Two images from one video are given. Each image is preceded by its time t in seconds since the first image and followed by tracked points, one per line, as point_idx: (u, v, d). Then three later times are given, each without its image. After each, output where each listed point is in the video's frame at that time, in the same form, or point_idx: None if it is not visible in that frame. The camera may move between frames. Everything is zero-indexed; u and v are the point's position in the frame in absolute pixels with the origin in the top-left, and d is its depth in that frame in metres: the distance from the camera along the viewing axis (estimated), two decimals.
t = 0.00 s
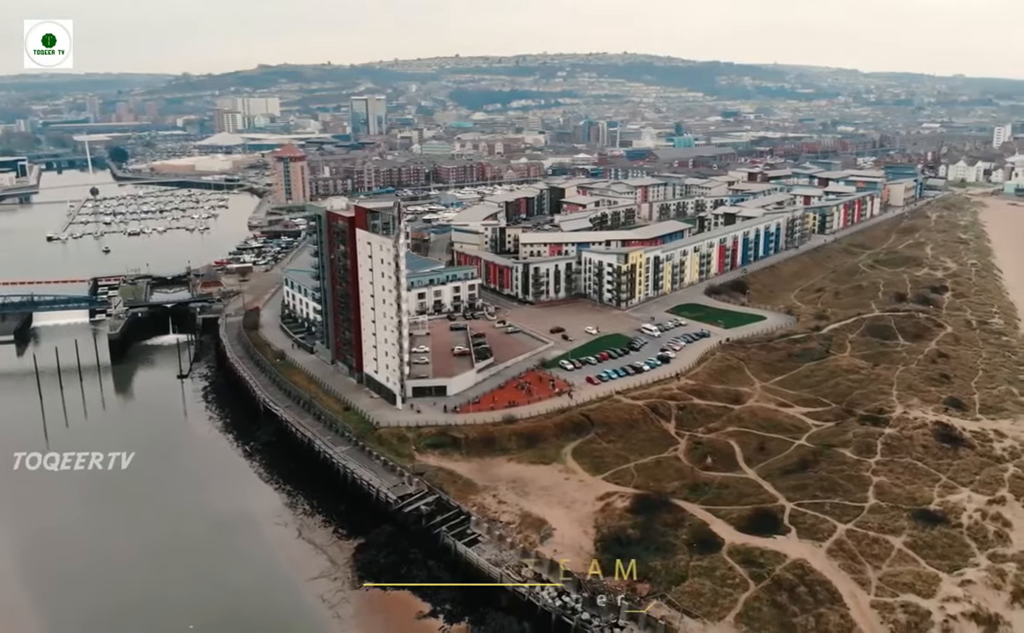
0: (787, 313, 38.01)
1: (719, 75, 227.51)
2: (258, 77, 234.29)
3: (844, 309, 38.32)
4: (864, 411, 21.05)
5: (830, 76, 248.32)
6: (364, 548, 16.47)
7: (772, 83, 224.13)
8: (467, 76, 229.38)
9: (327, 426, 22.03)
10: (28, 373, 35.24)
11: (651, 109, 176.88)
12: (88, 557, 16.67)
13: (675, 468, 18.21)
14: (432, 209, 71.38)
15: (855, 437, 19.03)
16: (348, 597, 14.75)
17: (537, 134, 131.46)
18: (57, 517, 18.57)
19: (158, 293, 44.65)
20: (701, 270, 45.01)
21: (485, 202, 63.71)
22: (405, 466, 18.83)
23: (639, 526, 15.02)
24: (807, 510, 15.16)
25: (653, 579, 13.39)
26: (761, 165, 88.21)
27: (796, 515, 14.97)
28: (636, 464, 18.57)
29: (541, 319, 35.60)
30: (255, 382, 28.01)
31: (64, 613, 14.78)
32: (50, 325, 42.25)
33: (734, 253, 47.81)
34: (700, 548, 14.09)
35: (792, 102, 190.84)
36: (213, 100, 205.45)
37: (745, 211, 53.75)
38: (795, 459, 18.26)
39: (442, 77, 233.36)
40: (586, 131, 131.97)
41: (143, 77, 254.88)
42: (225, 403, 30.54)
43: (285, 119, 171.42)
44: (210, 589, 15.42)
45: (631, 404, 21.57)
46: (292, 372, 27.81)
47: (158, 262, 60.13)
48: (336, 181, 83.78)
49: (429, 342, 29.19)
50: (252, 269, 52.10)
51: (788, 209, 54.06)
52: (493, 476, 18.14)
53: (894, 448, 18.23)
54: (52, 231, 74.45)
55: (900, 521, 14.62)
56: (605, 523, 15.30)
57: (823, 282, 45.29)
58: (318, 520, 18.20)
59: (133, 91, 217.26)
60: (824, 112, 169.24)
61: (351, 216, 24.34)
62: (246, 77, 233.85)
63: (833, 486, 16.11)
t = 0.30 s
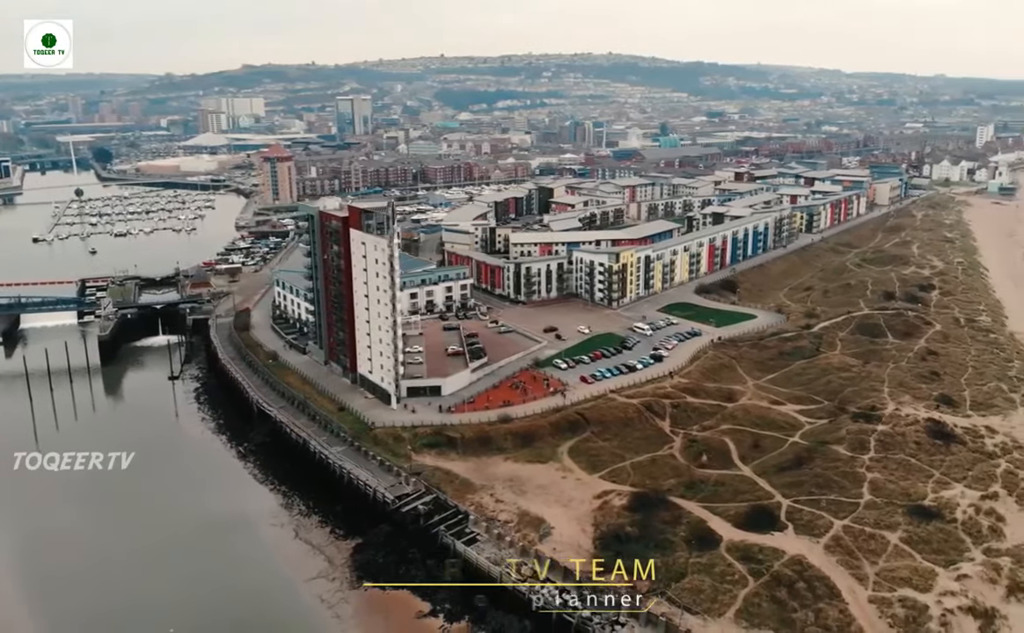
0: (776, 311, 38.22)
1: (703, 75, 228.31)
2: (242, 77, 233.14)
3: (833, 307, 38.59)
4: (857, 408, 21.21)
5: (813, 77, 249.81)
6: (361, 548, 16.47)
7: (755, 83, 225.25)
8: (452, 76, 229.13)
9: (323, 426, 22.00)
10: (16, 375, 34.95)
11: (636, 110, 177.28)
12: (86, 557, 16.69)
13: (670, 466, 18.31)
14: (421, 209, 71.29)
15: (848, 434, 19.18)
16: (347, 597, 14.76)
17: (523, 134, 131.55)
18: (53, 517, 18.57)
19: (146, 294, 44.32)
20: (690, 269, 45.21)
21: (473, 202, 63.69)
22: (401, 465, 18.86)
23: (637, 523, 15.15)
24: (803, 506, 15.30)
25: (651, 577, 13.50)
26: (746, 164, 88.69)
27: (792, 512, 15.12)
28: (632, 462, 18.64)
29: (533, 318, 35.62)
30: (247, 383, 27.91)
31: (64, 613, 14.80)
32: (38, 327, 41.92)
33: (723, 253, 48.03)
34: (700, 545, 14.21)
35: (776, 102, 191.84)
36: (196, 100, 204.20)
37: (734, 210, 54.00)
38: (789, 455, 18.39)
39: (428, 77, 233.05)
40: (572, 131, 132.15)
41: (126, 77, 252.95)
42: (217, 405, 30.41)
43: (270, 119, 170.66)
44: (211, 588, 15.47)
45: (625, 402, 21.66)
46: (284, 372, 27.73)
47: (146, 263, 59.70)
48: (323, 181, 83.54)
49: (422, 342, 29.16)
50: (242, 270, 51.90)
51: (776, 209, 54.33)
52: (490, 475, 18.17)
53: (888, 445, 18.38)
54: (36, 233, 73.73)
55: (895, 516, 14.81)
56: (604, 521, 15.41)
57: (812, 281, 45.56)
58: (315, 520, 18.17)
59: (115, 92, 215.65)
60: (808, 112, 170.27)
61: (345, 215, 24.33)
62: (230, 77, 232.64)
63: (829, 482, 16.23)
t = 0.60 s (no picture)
0: (765, 310, 38.46)
1: (685, 75, 229.33)
2: (224, 77, 231.75)
3: (821, 305, 38.89)
4: (849, 404, 21.40)
5: (794, 77, 251.31)
6: (359, 548, 16.44)
7: (737, 83, 226.35)
8: (435, 76, 228.82)
9: (316, 427, 21.93)
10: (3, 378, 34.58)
11: (620, 110, 177.73)
12: (85, 557, 16.68)
13: (666, 463, 18.41)
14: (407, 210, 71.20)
15: (841, 430, 19.36)
16: (346, 597, 14.74)
17: (508, 134, 131.64)
18: (51, 517, 18.56)
19: (134, 295, 43.94)
20: (679, 269, 45.41)
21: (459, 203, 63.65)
22: (397, 465, 18.83)
23: (635, 520, 15.24)
24: (799, 502, 15.45)
25: (651, 574, 13.60)
26: (730, 164, 89.13)
27: (788, 508, 15.27)
28: (628, 459, 18.71)
29: (524, 318, 35.66)
30: (239, 384, 27.76)
31: (64, 613, 14.80)
32: (24, 329, 41.49)
33: (711, 252, 48.26)
34: (698, 542, 14.33)
35: (758, 102, 192.97)
36: (178, 100, 202.70)
37: (720, 210, 54.28)
38: (783, 452, 18.54)
39: (411, 77, 232.65)
40: (556, 131, 132.30)
41: (106, 77, 250.66)
42: (208, 407, 30.22)
43: (253, 119, 169.80)
44: (211, 588, 15.48)
45: (619, 400, 21.74)
46: (276, 373, 27.61)
47: (133, 265, 59.28)
48: (308, 182, 83.26)
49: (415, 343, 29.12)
50: (229, 271, 51.65)
51: (762, 208, 54.63)
52: (487, 474, 18.19)
53: (880, 441, 18.57)
54: (19, 234, 72.99)
55: (890, 511, 14.98)
56: (601, 518, 15.51)
57: (799, 280, 45.88)
58: (311, 521, 18.11)
59: (95, 92, 213.64)
60: (790, 112, 171.41)
61: (337, 216, 24.30)
62: (212, 77, 231.15)
63: (823, 478, 16.40)
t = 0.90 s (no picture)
0: (754, 308, 38.69)
1: (667, 76, 230.16)
2: (205, 77, 230.27)
3: (809, 304, 39.17)
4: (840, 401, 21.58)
5: (776, 77, 252.70)
6: (356, 548, 16.44)
7: (720, 83, 227.47)
8: (418, 77, 228.42)
9: (311, 428, 21.88)
10: None
11: (603, 110, 178.14)
12: (85, 557, 16.65)
13: (661, 461, 18.51)
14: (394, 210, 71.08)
15: (833, 427, 19.54)
16: (345, 597, 14.75)
17: (492, 135, 131.66)
18: (50, 517, 18.53)
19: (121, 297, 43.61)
20: (668, 268, 45.61)
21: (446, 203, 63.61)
22: (393, 466, 18.84)
23: (633, 518, 15.35)
24: (794, 498, 15.61)
25: (651, 572, 13.70)
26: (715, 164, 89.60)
27: (784, 504, 15.42)
28: (623, 457, 18.80)
29: (515, 318, 35.72)
30: (232, 385, 27.64)
31: (65, 613, 14.76)
32: (11, 331, 41.13)
33: (699, 251, 48.49)
34: (696, 538, 14.46)
35: (741, 102, 193.92)
36: (159, 100, 201.22)
37: (707, 209, 54.53)
38: (777, 449, 18.69)
39: (394, 77, 232.16)
40: (540, 132, 132.44)
41: (86, 77, 248.36)
42: (199, 408, 30.05)
43: (236, 119, 168.88)
44: (213, 587, 15.49)
45: (613, 399, 21.83)
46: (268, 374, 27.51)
47: (120, 266, 58.92)
48: (293, 182, 83.01)
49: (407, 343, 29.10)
50: (217, 271, 51.41)
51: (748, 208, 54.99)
52: (483, 473, 18.24)
53: (872, 437, 18.75)
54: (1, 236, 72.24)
55: (884, 507, 15.17)
56: (599, 516, 15.60)
57: (786, 278, 46.17)
58: (307, 522, 18.08)
59: (74, 92, 211.68)
60: (772, 112, 172.42)
61: (330, 215, 24.28)
62: (193, 77, 229.60)
63: (818, 474, 16.56)
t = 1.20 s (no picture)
0: (743, 307, 38.91)
1: (649, 76, 230.88)
2: (187, 78, 228.70)
3: (797, 302, 39.45)
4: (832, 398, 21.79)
5: (758, 77, 254.13)
6: (354, 549, 16.45)
7: (702, 84, 228.52)
8: (401, 77, 227.91)
9: (304, 429, 21.83)
10: None
11: (587, 111, 178.55)
12: (80, 560, 16.58)
13: (656, 459, 18.61)
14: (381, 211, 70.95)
15: (825, 424, 19.73)
16: (343, 598, 14.76)
17: (477, 135, 131.64)
18: (46, 519, 18.48)
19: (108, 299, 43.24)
20: (657, 267, 45.79)
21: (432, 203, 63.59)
22: (388, 466, 18.83)
23: (631, 516, 15.45)
24: (790, 495, 15.76)
25: (650, 569, 13.80)
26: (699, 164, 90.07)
27: (780, 500, 15.57)
28: (618, 455, 18.90)
29: (507, 317, 35.76)
30: (223, 386, 27.53)
31: (65, 615, 14.74)
32: None
33: (687, 251, 48.69)
34: (693, 535, 14.58)
35: (723, 103, 194.79)
36: (140, 101, 199.63)
37: (694, 209, 54.79)
38: (771, 446, 18.84)
39: (377, 78, 231.61)
40: (525, 132, 132.54)
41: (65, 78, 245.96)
42: (190, 410, 29.91)
43: (219, 120, 167.90)
44: (215, 587, 15.52)
45: (606, 397, 21.92)
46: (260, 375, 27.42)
47: (107, 267, 58.57)
48: (279, 183, 82.73)
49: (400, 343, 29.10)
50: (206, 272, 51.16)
51: (735, 208, 55.27)
52: (480, 472, 18.27)
53: (865, 434, 18.93)
54: None
55: (879, 503, 15.35)
56: (597, 515, 15.69)
57: (774, 277, 46.46)
58: (302, 523, 18.04)
59: (54, 92, 209.61)
60: (754, 113, 173.39)
61: (323, 216, 24.25)
62: (175, 77, 227.87)
63: (812, 471, 16.73)
